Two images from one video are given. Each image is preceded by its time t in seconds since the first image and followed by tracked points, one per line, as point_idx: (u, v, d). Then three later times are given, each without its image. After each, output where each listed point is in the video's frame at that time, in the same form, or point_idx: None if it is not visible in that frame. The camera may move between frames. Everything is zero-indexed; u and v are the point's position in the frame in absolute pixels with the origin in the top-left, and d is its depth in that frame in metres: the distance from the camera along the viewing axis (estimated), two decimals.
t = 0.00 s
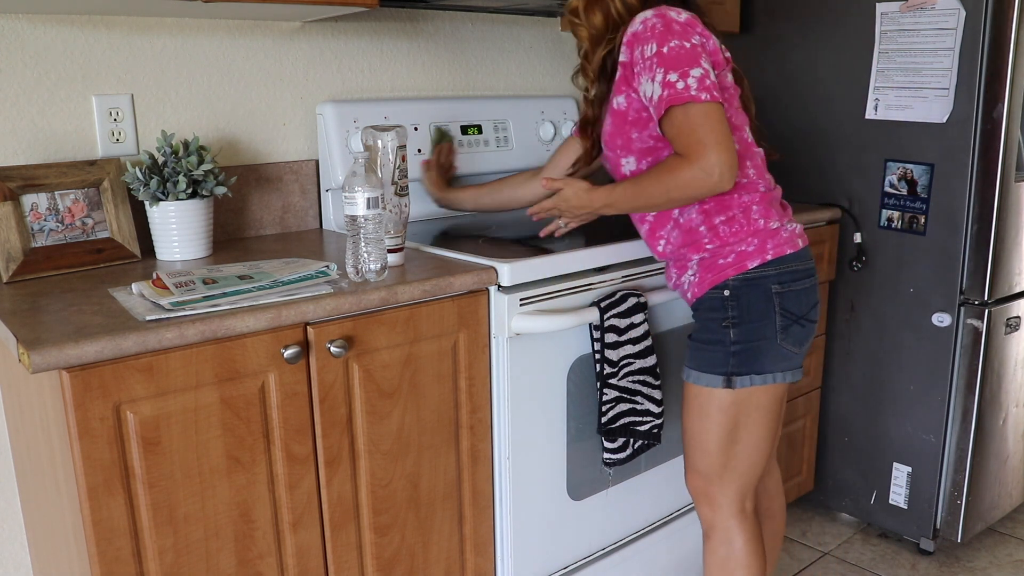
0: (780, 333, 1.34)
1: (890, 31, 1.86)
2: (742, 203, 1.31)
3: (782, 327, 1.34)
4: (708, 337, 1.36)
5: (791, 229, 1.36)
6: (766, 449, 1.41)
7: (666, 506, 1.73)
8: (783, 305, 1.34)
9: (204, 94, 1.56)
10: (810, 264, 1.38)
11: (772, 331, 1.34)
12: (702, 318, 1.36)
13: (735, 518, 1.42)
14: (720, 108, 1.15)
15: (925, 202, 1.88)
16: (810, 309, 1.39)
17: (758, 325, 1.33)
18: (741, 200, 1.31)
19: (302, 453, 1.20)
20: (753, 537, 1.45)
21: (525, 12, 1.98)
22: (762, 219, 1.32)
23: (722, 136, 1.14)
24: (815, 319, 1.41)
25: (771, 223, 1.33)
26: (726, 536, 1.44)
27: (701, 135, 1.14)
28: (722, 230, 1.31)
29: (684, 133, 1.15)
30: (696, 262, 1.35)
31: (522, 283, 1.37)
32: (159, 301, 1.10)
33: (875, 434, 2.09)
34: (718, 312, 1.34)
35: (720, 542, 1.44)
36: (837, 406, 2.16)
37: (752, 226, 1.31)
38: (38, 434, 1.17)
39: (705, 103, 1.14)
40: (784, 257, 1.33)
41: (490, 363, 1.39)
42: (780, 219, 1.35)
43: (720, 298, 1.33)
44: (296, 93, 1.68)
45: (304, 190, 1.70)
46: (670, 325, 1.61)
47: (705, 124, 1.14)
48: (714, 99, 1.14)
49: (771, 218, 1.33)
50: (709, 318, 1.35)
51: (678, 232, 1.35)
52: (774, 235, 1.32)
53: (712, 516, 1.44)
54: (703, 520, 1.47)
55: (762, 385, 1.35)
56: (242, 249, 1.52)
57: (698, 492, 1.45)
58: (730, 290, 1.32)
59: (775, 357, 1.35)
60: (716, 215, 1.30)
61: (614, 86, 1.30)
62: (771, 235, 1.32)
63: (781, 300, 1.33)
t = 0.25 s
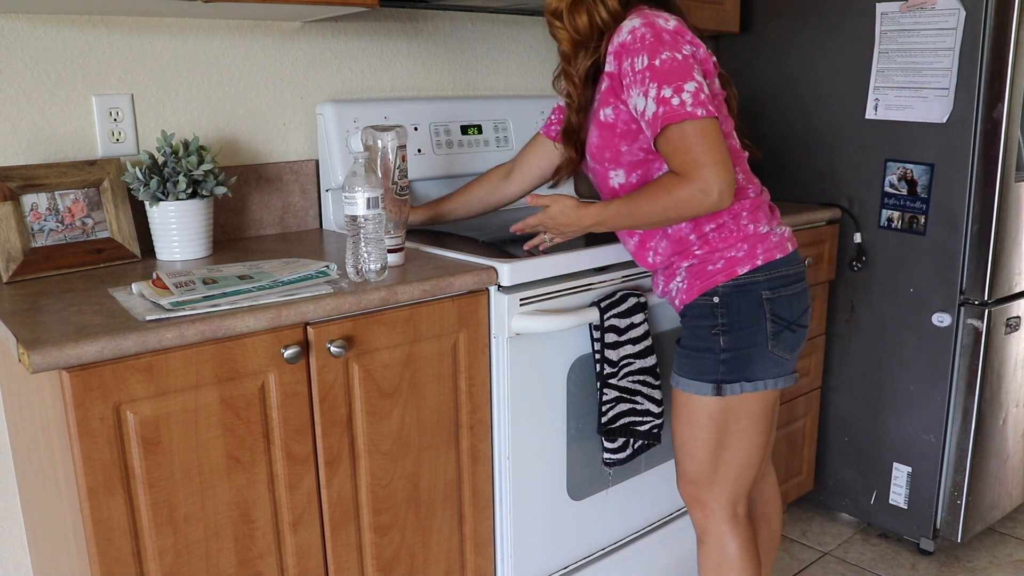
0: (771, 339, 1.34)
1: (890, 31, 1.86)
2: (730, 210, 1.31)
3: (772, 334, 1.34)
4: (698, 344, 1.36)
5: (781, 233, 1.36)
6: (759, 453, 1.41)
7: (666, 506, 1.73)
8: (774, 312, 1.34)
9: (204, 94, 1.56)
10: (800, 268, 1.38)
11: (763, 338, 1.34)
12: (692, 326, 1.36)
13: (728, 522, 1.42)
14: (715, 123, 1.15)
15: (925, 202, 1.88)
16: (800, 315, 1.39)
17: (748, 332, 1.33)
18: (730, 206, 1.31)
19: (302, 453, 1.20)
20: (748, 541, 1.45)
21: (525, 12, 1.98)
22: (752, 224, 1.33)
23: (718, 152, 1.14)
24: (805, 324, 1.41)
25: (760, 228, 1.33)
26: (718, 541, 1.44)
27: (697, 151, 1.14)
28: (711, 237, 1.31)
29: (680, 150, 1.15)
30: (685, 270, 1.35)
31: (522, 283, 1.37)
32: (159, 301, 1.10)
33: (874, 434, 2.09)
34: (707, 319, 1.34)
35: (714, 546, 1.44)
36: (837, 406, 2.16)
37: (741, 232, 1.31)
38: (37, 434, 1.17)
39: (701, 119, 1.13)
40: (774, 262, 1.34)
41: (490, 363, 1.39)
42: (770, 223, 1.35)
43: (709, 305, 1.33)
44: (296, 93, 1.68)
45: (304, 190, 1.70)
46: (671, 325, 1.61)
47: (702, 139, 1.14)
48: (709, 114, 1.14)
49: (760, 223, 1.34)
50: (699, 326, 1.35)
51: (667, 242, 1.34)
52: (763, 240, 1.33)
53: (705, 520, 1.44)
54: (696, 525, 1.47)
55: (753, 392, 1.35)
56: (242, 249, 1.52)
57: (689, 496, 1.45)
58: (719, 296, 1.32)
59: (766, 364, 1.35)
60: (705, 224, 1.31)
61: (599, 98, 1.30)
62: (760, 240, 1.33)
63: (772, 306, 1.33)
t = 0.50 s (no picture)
0: (775, 340, 1.34)
1: (890, 31, 1.86)
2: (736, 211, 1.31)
3: (776, 335, 1.34)
4: (701, 344, 1.36)
5: (787, 234, 1.36)
6: (758, 453, 1.41)
7: (666, 506, 1.73)
8: (778, 312, 1.33)
9: (204, 94, 1.56)
10: (805, 271, 1.38)
11: (767, 338, 1.34)
12: (696, 326, 1.36)
13: (725, 522, 1.42)
14: (723, 128, 1.15)
15: (925, 202, 1.88)
16: (805, 317, 1.39)
17: (752, 332, 1.33)
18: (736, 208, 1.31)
19: (302, 452, 1.20)
20: (746, 541, 1.44)
21: (525, 12, 1.98)
22: (757, 225, 1.32)
23: (725, 158, 1.14)
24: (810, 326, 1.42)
25: (766, 229, 1.33)
26: (715, 542, 1.44)
27: (704, 157, 1.14)
28: (717, 238, 1.31)
29: (687, 156, 1.15)
30: (691, 270, 1.35)
31: (522, 283, 1.37)
32: (159, 301, 1.10)
33: (875, 434, 2.09)
34: (711, 319, 1.34)
35: (712, 546, 1.44)
36: (837, 406, 2.16)
37: (747, 234, 1.31)
38: (37, 434, 1.17)
39: (708, 125, 1.13)
40: (779, 263, 1.34)
41: (490, 363, 1.39)
42: (776, 224, 1.35)
43: (714, 304, 1.33)
44: (296, 93, 1.68)
45: (304, 190, 1.70)
46: (671, 324, 1.61)
47: (709, 145, 1.14)
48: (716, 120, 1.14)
49: (766, 223, 1.34)
50: (703, 325, 1.35)
51: (673, 243, 1.35)
52: (769, 241, 1.33)
53: (702, 520, 1.44)
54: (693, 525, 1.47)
55: (756, 393, 1.35)
56: (242, 249, 1.52)
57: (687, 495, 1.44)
58: (724, 296, 1.32)
59: (769, 365, 1.35)
60: (711, 226, 1.31)
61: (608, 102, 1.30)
62: (765, 241, 1.33)
63: (776, 307, 1.33)
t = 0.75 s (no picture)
0: (762, 337, 1.33)
1: (890, 31, 1.86)
2: (731, 208, 1.31)
3: (764, 332, 1.33)
4: (692, 336, 1.37)
5: (786, 234, 1.34)
6: (758, 452, 1.41)
7: (666, 506, 1.73)
8: (767, 309, 1.32)
9: (204, 94, 1.56)
10: (803, 270, 1.35)
11: (754, 334, 1.33)
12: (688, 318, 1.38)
13: (726, 517, 1.42)
14: (713, 124, 1.15)
15: (925, 202, 1.88)
16: (800, 317, 1.36)
17: (739, 327, 1.33)
18: (732, 205, 1.31)
19: (301, 452, 1.20)
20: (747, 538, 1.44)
21: (525, 12, 1.98)
22: (751, 223, 1.31)
23: (714, 153, 1.14)
24: (809, 327, 1.38)
25: (761, 228, 1.32)
26: (716, 536, 1.44)
27: (692, 151, 1.14)
28: (710, 233, 1.32)
29: (676, 150, 1.16)
30: (687, 262, 1.37)
31: (522, 283, 1.37)
32: (159, 301, 1.10)
33: (875, 434, 2.09)
34: (701, 312, 1.35)
35: (713, 541, 1.44)
36: (837, 406, 2.16)
37: (740, 231, 1.31)
38: (38, 434, 1.17)
39: (697, 121, 1.14)
40: (771, 262, 1.32)
41: (490, 363, 1.39)
42: (776, 224, 1.33)
43: (704, 297, 1.34)
44: (296, 93, 1.68)
45: (303, 190, 1.70)
46: (671, 324, 1.61)
47: (698, 141, 1.14)
48: (706, 116, 1.14)
49: (763, 222, 1.32)
50: (694, 317, 1.37)
51: (674, 235, 1.37)
52: (762, 240, 1.32)
53: (703, 515, 1.44)
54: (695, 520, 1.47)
55: (743, 388, 1.34)
56: (242, 249, 1.52)
57: (688, 489, 1.45)
58: (713, 291, 1.33)
59: (756, 361, 1.33)
60: (706, 220, 1.32)
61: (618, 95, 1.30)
62: (758, 239, 1.31)
63: (765, 304, 1.32)
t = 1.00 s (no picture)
0: (768, 331, 1.33)
1: (890, 31, 1.86)
2: (734, 204, 1.31)
3: (771, 326, 1.33)
4: (698, 333, 1.37)
5: (787, 230, 1.34)
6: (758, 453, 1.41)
7: (666, 506, 1.73)
8: (772, 303, 1.33)
9: (204, 95, 1.56)
10: (804, 264, 1.36)
11: (761, 329, 1.33)
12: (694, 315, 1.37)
13: (730, 513, 1.42)
14: (720, 120, 1.15)
15: (925, 202, 1.88)
16: (803, 310, 1.37)
17: (746, 323, 1.33)
18: (735, 201, 1.31)
19: (301, 452, 1.20)
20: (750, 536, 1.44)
21: (525, 12, 1.98)
22: (754, 219, 1.32)
23: (719, 148, 1.14)
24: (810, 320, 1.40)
25: (763, 224, 1.32)
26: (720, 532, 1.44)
27: (698, 146, 1.14)
28: (714, 230, 1.32)
29: (682, 145, 1.16)
30: (689, 259, 1.36)
31: (522, 283, 1.37)
32: (159, 301, 1.10)
33: (875, 434, 2.09)
34: (707, 308, 1.35)
35: (716, 537, 1.44)
36: (837, 406, 2.16)
37: (743, 227, 1.31)
38: (38, 435, 1.17)
39: (704, 116, 1.14)
40: (775, 258, 1.32)
41: (490, 363, 1.39)
42: (777, 220, 1.34)
43: (709, 294, 1.34)
44: (296, 93, 1.68)
45: (303, 190, 1.70)
46: (671, 324, 1.61)
47: (705, 136, 1.14)
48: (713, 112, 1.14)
49: (765, 218, 1.33)
50: (699, 314, 1.36)
51: (672, 233, 1.37)
52: (765, 236, 1.32)
53: (707, 513, 1.44)
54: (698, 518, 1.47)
55: (750, 383, 1.35)
56: (242, 249, 1.52)
57: (691, 485, 1.45)
58: (719, 287, 1.33)
59: (763, 355, 1.34)
60: (709, 216, 1.32)
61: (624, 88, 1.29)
62: (761, 235, 1.32)
63: (770, 299, 1.32)
